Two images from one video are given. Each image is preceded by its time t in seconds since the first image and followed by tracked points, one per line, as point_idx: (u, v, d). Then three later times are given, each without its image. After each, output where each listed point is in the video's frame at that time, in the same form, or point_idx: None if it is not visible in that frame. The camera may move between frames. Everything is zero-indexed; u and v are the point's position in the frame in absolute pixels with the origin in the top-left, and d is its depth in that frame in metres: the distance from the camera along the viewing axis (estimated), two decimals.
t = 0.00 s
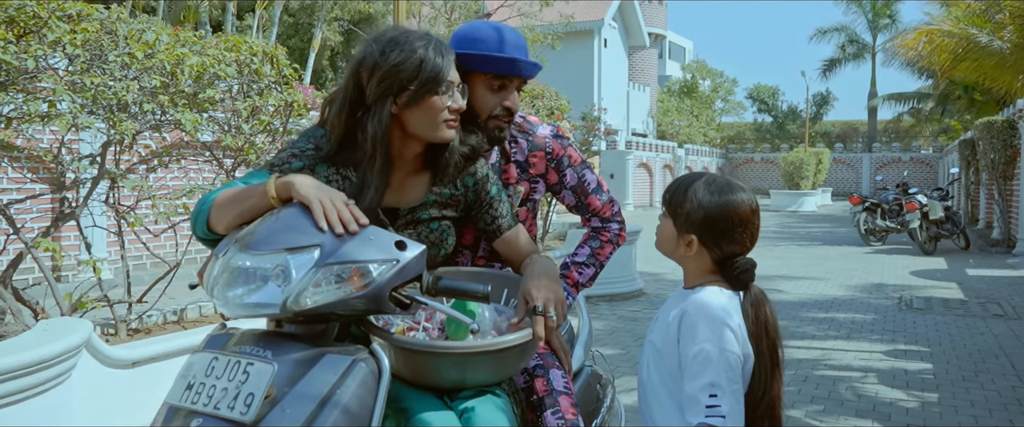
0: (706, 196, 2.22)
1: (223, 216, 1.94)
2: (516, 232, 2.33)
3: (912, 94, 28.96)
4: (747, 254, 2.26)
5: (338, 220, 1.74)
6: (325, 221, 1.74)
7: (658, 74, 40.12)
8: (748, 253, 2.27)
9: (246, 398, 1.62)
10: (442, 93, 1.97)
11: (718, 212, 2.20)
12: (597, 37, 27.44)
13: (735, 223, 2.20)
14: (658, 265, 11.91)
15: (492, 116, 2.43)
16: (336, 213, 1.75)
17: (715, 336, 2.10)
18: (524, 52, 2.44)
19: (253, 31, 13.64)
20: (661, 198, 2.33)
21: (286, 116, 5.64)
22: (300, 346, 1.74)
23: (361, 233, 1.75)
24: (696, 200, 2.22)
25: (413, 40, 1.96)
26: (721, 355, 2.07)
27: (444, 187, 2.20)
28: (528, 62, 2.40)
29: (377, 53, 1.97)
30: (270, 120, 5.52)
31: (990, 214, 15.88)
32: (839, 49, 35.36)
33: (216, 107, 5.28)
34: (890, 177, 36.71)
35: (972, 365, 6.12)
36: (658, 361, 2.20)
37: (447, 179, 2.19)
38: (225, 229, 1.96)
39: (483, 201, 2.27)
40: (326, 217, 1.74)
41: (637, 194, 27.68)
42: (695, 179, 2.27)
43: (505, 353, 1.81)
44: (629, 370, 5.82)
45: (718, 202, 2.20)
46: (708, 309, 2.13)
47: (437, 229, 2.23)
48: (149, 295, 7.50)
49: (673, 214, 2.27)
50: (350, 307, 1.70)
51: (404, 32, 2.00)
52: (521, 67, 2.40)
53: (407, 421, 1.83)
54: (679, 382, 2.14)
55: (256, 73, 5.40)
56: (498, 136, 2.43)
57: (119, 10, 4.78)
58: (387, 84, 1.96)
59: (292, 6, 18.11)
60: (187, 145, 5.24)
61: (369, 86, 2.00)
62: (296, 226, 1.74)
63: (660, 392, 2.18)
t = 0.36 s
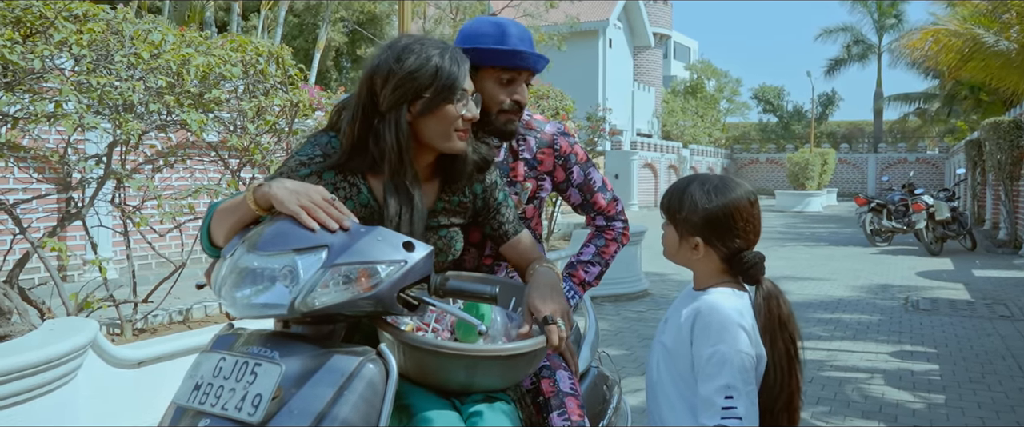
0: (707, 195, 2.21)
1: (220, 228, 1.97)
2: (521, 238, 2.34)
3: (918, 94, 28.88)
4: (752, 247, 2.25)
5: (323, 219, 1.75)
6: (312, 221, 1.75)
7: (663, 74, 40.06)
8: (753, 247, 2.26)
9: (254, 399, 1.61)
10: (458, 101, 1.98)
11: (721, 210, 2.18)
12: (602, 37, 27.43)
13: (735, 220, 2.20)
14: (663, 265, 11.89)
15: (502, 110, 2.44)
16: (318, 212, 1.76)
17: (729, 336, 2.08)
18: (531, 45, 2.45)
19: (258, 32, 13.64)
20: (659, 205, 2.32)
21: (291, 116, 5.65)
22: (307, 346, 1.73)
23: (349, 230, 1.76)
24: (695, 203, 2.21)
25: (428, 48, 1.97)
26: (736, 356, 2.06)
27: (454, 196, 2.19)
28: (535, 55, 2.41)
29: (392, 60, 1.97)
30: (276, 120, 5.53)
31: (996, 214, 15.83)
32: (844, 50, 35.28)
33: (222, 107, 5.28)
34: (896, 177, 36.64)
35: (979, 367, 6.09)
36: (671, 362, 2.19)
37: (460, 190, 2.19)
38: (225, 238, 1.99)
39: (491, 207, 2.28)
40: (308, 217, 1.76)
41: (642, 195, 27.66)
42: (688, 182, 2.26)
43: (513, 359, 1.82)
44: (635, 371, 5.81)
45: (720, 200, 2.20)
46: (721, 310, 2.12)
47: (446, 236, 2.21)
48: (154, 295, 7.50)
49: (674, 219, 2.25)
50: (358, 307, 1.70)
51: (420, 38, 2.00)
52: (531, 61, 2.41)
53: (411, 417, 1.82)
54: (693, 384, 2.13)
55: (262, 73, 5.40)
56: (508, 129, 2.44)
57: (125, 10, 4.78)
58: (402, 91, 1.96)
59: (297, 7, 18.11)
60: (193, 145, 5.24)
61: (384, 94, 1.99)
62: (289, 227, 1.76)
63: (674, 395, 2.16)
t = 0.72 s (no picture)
0: (720, 193, 2.20)
1: (223, 230, 1.98)
2: (528, 228, 2.32)
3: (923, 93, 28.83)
4: (763, 248, 2.24)
5: (325, 218, 1.75)
6: (314, 220, 1.75)
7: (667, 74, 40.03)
8: (763, 248, 2.25)
9: (257, 398, 1.61)
10: (438, 84, 2.00)
11: (733, 208, 2.18)
12: (606, 37, 27.42)
13: (745, 220, 2.18)
14: (668, 265, 11.87)
15: (512, 118, 2.44)
16: (320, 210, 1.76)
17: (737, 337, 2.08)
18: (543, 53, 2.45)
19: (264, 32, 13.66)
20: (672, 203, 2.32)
21: (297, 115, 5.65)
22: (311, 345, 1.72)
23: (352, 228, 1.75)
24: (706, 201, 2.20)
25: (408, 35, 2.01)
26: (745, 357, 2.05)
27: (451, 189, 2.20)
28: (546, 64, 2.41)
29: (374, 49, 2.01)
30: (281, 120, 5.53)
31: (1003, 214, 15.79)
32: (849, 49, 35.21)
33: (227, 107, 5.28)
34: (902, 177, 36.57)
35: (986, 367, 6.06)
36: (679, 363, 2.18)
37: (454, 181, 2.19)
38: (228, 241, 1.99)
39: (493, 198, 2.27)
40: (311, 216, 1.76)
41: (646, 195, 27.64)
42: (702, 180, 2.25)
43: (514, 358, 1.82)
44: (640, 371, 5.80)
45: (732, 199, 2.19)
46: (729, 310, 2.11)
47: (448, 233, 2.22)
48: (160, 295, 7.52)
49: (685, 217, 2.25)
50: (361, 306, 1.69)
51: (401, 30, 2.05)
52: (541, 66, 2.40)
53: (412, 417, 1.81)
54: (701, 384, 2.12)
55: (267, 73, 5.41)
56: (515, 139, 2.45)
57: (131, 10, 4.80)
58: (383, 77, 1.98)
59: (301, 7, 18.11)
60: (198, 144, 5.24)
61: (366, 82, 2.01)
62: (291, 227, 1.75)
63: (681, 395, 2.16)
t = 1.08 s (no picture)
0: (736, 194, 2.18)
1: (229, 228, 1.97)
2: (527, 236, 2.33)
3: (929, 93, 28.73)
4: (775, 253, 2.23)
5: (331, 216, 1.75)
6: (319, 219, 1.74)
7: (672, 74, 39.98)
8: (776, 253, 2.24)
9: (264, 397, 1.60)
10: (433, 81, 1.96)
11: (748, 210, 2.16)
12: (611, 36, 27.39)
13: (760, 224, 2.17)
14: (673, 265, 11.86)
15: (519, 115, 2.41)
16: (325, 208, 1.76)
17: (743, 336, 2.07)
18: (550, 51, 2.43)
19: (269, 32, 13.67)
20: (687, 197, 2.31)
21: (303, 115, 5.65)
22: (317, 345, 1.72)
23: (357, 227, 1.74)
24: (723, 201, 2.19)
25: (405, 32, 1.98)
26: (749, 356, 2.05)
27: (454, 188, 2.18)
28: (553, 62, 2.40)
29: (371, 46, 2.00)
30: (287, 119, 5.54)
31: (1010, 214, 15.73)
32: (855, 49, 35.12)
33: (233, 107, 5.28)
34: (908, 177, 36.48)
35: (993, 367, 6.04)
36: (684, 362, 2.17)
37: (456, 179, 2.18)
38: (234, 239, 1.98)
39: (497, 203, 2.25)
40: (316, 216, 1.75)
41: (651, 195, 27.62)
42: (721, 178, 2.23)
43: (522, 357, 1.80)
44: (646, 371, 5.78)
45: (747, 200, 2.17)
46: (734, 310, 2.10)
47: (451, 232, 2.20)
48: (166, 295, 7.53)
49: (700, 214, 2.24)
50: (367, 305, 1.69)
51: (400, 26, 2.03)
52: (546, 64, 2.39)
53: (419, 416, 1.80)
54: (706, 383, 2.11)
55: (273, 72, 5.41)
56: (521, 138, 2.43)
57: (137, 10, 4.80)
58: (379, 75, 1.97)
59: (305, 7, 18.11)
60: (204, 144, 5.24)
61: (365, 81, 2.01)
62: (297, 225, 1.75)
63: (686, 393, 2.15)
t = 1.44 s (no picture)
0: (742, 195, 2.17)
1: (232, 229, 1.96)
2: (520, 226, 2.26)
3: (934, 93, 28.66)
4: (781, 256, 2.22)
5: (334, 216, 1.73)
6: (322, 219, 1.74)
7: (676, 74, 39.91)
8: (782, 256, 2.23)
9: (269, 396, 1.60)
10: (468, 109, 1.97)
11: (754, 212, 2.15)
12: (615, 36, 27.38)
13: (768, 227, 2.16)
14: (678, 265, 11.84)
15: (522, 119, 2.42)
16: (328, 208, 1.75)
17: (750, 339, 2.05)
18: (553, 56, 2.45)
19: (275, 32, 13.67)
20: (692, 198, 2.29)
21: (308, 115, 5.65)
22: (321, 344, 1.71)
23: (360, 226, 1.73)
24: (729, 202, 2.17)
25: (446, 54, 1.93)
26: (756, 360, 2.03)
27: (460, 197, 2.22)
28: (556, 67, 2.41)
29: (407, 62, 1.95)
30: (292, 119, 5.53)
31: (1016, 214, 15.67)
32: (860, 48, 35.03)
33: (238, 106, 5.28)
34: (913, 177, 36.41)
35: (1001, 368, 6.01)
36: (689, 364, 2.16)
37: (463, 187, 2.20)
38: (236, 240, 1.98)
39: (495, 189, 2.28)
40: (319, 216, 1.75)
41: (656, 194, 27.60)
42: (728, 179, 2.22)
43: (528, 348, 1.75)
44: (652, 371, 5.77)
45: (753, 202, 2.16)
46: (742, 313, 2.09)
47: (453, 233, 2.23)
48: (172, 295, 7.54)
49: (705, 215, 2.23)
50: (371, 304, 1.67)
51: (439, 42, 1.97)
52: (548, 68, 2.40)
53: (428, 414, 1.80)
54: (711, 387, 2.10)
55: (278, 72, 5.41)
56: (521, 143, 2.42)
57: (143, 10, 4.79)
58: (413, 95, 1.94)
59: (310, 7, 18.09)
60: (209, 144, 5.24)
61: (394, 97, 1.98)
62: (300, 225, 1.74)
63: (691, 396, 2.14)
